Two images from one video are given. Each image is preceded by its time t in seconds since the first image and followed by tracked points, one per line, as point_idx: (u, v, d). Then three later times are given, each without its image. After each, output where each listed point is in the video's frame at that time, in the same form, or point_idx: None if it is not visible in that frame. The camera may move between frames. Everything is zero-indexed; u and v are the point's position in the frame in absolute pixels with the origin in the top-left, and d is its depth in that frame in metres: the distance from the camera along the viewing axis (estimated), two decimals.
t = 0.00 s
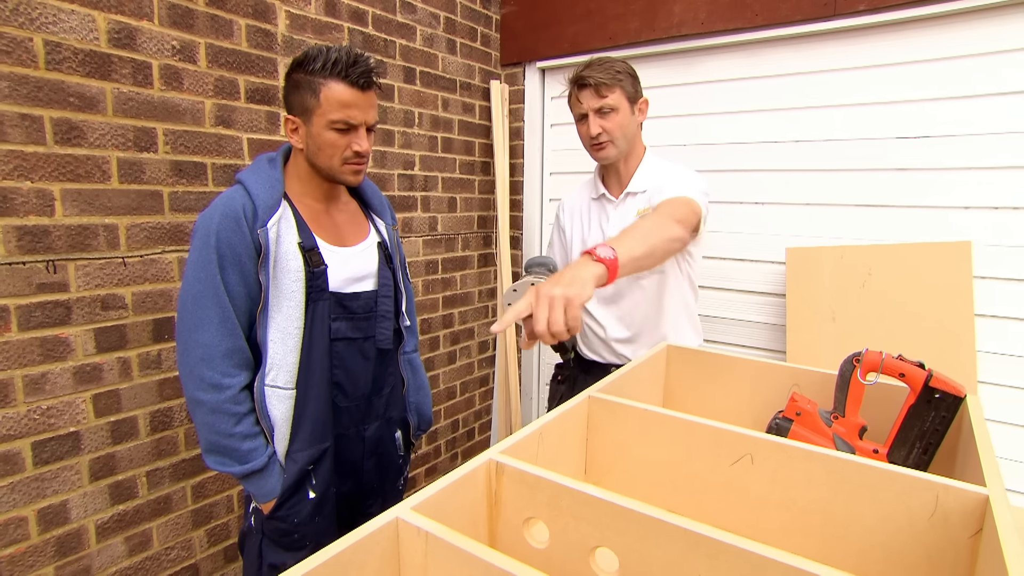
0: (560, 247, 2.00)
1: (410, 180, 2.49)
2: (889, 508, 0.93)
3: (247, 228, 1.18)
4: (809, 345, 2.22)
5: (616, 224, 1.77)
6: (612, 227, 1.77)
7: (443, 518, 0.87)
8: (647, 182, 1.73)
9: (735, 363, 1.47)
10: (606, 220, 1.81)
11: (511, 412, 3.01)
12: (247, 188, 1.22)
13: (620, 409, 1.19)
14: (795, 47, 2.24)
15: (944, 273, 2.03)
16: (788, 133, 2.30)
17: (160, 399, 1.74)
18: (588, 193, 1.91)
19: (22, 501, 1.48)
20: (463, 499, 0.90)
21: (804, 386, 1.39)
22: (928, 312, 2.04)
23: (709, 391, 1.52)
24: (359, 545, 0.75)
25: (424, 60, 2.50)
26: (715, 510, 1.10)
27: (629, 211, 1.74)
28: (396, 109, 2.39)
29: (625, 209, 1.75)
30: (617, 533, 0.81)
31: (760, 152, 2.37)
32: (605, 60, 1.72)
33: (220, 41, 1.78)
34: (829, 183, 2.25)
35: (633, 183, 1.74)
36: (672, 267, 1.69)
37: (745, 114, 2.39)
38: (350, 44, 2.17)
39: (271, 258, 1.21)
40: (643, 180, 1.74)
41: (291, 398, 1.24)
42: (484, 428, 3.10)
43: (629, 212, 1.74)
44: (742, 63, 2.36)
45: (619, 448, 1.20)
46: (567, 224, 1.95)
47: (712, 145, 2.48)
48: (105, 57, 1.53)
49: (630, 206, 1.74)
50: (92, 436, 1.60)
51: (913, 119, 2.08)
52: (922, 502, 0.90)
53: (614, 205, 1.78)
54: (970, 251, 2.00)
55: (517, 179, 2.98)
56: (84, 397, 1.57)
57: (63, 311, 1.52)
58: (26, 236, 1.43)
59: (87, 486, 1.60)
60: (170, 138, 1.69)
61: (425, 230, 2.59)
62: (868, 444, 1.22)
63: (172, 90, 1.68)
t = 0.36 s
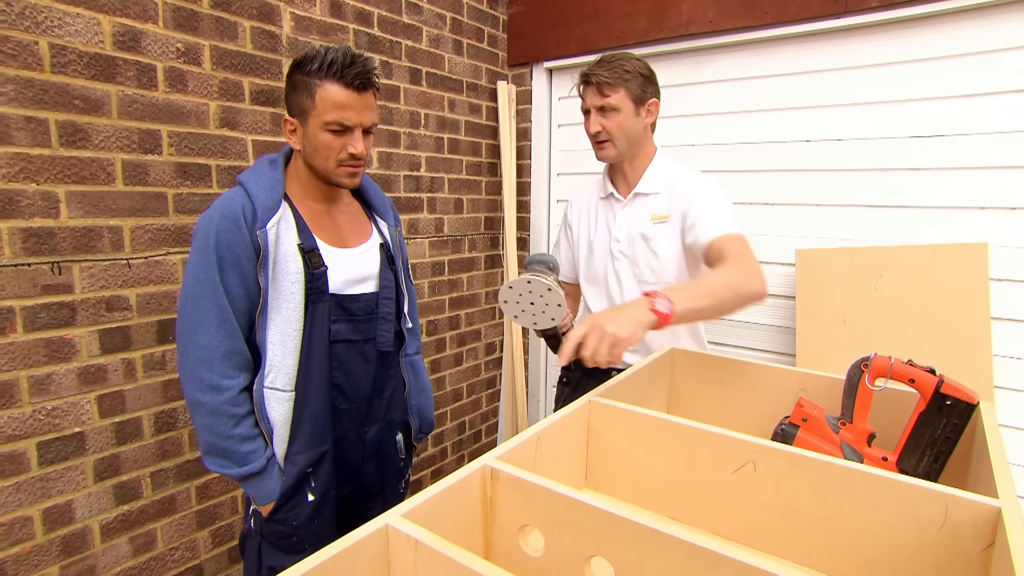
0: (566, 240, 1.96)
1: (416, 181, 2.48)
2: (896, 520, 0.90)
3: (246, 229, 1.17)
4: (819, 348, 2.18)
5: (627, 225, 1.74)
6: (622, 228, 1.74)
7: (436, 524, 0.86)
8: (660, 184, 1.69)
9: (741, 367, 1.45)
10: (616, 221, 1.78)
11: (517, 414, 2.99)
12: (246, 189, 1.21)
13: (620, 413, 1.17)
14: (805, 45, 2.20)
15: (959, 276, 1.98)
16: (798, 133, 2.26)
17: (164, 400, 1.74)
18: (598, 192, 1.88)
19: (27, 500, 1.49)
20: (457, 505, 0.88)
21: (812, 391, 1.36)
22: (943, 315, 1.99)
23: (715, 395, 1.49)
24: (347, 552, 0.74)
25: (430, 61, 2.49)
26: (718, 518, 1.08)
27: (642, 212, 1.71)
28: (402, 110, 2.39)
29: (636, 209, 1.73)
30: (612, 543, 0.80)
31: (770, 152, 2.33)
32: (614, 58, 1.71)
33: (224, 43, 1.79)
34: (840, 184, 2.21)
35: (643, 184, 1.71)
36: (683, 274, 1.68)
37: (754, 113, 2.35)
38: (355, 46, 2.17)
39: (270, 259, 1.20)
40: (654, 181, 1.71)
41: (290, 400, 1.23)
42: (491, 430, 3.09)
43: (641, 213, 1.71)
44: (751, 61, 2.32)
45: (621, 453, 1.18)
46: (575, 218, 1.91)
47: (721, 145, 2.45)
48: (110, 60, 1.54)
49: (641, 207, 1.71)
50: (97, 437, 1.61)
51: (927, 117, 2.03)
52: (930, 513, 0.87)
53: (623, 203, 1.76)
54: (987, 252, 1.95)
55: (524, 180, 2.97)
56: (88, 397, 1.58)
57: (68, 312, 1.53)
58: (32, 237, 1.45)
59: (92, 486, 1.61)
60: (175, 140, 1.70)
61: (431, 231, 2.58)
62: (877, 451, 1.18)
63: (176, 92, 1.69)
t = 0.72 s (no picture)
0: (563, 229, 1.78)
1: (417, 179, 2.47)
2: (896, 525, 0.88)
3: (238, 227, 1.16)
4: (823, 347, 2.15)
5: (658, 224, 1.69)
6: (653, 226, 1.69)
7: (424, 527, 0.84)
8: (692, 186, 1.71)
9: (741, 367, 1.42)
10: (642, 217, 1.70)
11: (519, 413, 2.98)
12: (238, 187, 1.20)
13: (616, 414, 1.15)
14: (810, 39, 2.17)
15: (967, 274, 1.94)
16: (803, 129, 2.23)
17: (162, 399, 1.74)
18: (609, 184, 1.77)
19: (25, 499, 1.49)
20: (446, 507, 0.87)
21: (814, 392, 1.33)
22: (950, 313, 1.95)
23: (715, 395, 1.47)
24: (330, 556, 0.73)
25: (430, 59, 2.48)
26: (715, 521, 1.06)
27: (676, 213, 1.70)
28: (402, 108, 2.37)
29: (668, 208, 1.70)
30: (602, 547, 0.78)
31: (774, 149, 2.30)
32: (669, 58, 1.61)
33: (222, 41, 1.78)
34: (846, 180, 2.17)
35: (677, 184, 1.70)
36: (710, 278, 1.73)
37: (758, 109, 2.32)
38: (354, 43, 2.16)
39: (262, 258, 1.19)
40: (684, 183, 1.72)
41: (283, 399, 1.22)
42: (493, 429, 3.08)
43: (673, 213, 1.70)
44: (755, 56, 2.29)
45: (616, 454, 1.16)
46: (581, 207, 1.75)
47: (724, 141, 2.42)
48: (106, 58, 1.54)
49: (674, 206, 1.70)
50: (94, 436, 1.61)
51: (934, 112, 1.99)
52: (932, 518, 0.84)
53: (653, 199, 1.70)
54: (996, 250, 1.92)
55: (526, 178, 2.95)
56: (86, 396, 1.58)
57: (65, 311, 1.52)
58: (28, 236, 1.44)
59: (90, 485, 1.61)
60: (172, 138, 1.69)
61: (432, 230, 2.57)
62: (879, 453, 1.16)
63: (173, 90, 1.69)
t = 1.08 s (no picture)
0: (579, 223, 1.71)
1: (416, 175, 2.45)
2: (899, 522, 0.86)
3: (230, 224, 1.15)
4: (826, 341, 2.13)
5: (681, 222, 1.69)
6: (676, 224, 1.69)
7: (417, 526, 0.83)
8: (710, 190, 1.74)
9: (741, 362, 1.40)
10: (665, 215, 1.69)
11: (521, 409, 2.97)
12: (230, 183, 1.19)
13: (614, 410, 1.13)
14: (813, 30, 2.14)
15: (973, 266, 1.92)
16: (806, 121, 2.20)
17: (161, 397, 1.74)
18: (628, 178, 1.74)
19: (25, 498, 1.49)
20: (440, 505, 0.86)
21: (816, 387, 1.31)
22: (955, 306, 1.93)
23: (717, 390, 1.45)
24: (321, 556, 0.72)
25: (429, 53, 2.46)
26: (715, 518, 1.04)
27: (696, 213, 1.72)
28: (402, 103, 2.36)
29: (690, 208, 1.71)
30: (598, 546, 0.77)
31: (777, 141, 2.27)
32: (697, 54, 1.63)
33: (218, 36, 1.77)
34: (850, 173, 2.15)
35: (699, 186, 1.72)
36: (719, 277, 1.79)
37: (760, 101, 2.29)
38: (352, 38, 2.14)
39: (255, 254, 1.18)
40: (703, 186, 1.75)
41: (278, 397, 1.22)
42: (495, 426, 3.07)
43: (694, 213, 1.71)
44: (757, 48, 2.26)
45: (615, 450, 1.15)
46: (600, 200, 1.71)
47: (726, 134, 2.39)
48: (101, 55, 1.53)
49: (696, 207, 1.72)
50: (94, 434, 1.60)
51: (939, 103, 1.96)
52: (936, 516, 0.83)
53: (676, 197, 1.71)
54: (1002, 242, 1.89)
55: (527, 173, 2.93)
56: (85, 395, 1.58)
57: (63, 309, 1.52)
58: (24, 235, 1.44)
59: (90, 483, 1.61)
60: (169, 135, 1.68)
61: (433, 225, 2.56)
62: (883, 449, 1.14)
63: (169, 86, 1.67)
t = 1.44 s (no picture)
0: (585, 222, 1.72)
1: (415, 173, 2.45)
2: (899, 519, 0.86)
3: (228, 223, 1.15)
4: (824, 340, 2.13)
5: (683, 221, 1.69)
6: (678, 223, 1.69)
7: (418, 525, 0.83)
8: (711, 189, 1.74)
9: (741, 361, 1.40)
10: (667, 214, 1.69)
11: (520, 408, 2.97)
12: (227, 182, 1.19)
13: (613, 408, 1.13)
14: (811, 28, 2.14)
15: (971, 264, 1.92)
16: (804, 119, 2.21)
17: (160, 396, 1.73)
18: (630, 178, 1.74)
19: (23, 498, 1.48)
20: (441, 504, 0.86)
21: (815, 385, 1.31)
22: (953, 305, 1.93)
23: (716, 389, 1.45)
24: (322, 555, 0.72)
25: (428, 52, 2.45)
26: (714, 516, 1.05)
27: (698, 212, 1.72)
28: (400, 102, 2.36)
29: (693, 208, 1.72)
30: (599, 544, 0.77)
31: (775, 140, 2.28)
32: (698, 55, 1.63)
33: (216, 35, 1.76)
34: (848, 171, 2.15)
35: (701, 185, 1.73)
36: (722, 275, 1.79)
37: (758, 100, 2.30)
38: (350, 36, 2.14)
39: (253, 253, 1.18)
40: (705, 185, 1.75)
41: (276, 396, 1.21)
42: (494, 425, 3.07)
43: (697, 212, 1.71)
44: (755, 47, 2.27)
45: (615, 449, 1.15)
46: (604, 199, 1.71)
47: (724, 133, 2.39)
48: (99, 53, 1.52)
49: (698, 206, 1.72)
50: (92, 433, 1.60)
51: (937, 102, 1.97)
52: (936, 513, 0.83)
53: (678, 197, 1.70)
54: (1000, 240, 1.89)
55: (525, 171, 2.92)
56: (83, 394, 1.58)
57: (60, 309, 1.51)
58: (22, 234, 1.43)
59: (88, 483, 1.61)
60: (167, 134, 1.68)
61: (431, 224, 2.56)
62: (883, 447, 1.14)
63: (167, 85, 1.67)
